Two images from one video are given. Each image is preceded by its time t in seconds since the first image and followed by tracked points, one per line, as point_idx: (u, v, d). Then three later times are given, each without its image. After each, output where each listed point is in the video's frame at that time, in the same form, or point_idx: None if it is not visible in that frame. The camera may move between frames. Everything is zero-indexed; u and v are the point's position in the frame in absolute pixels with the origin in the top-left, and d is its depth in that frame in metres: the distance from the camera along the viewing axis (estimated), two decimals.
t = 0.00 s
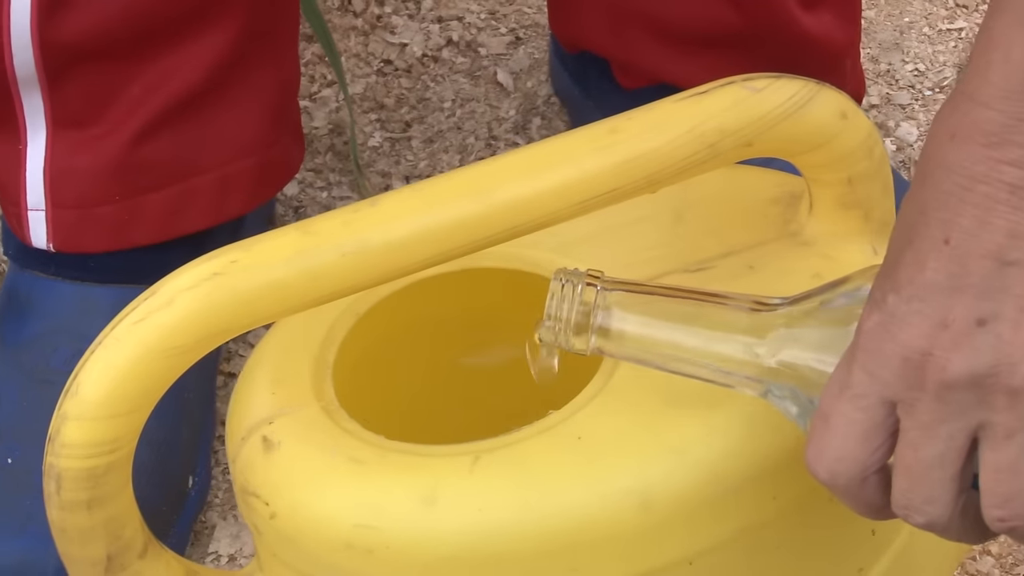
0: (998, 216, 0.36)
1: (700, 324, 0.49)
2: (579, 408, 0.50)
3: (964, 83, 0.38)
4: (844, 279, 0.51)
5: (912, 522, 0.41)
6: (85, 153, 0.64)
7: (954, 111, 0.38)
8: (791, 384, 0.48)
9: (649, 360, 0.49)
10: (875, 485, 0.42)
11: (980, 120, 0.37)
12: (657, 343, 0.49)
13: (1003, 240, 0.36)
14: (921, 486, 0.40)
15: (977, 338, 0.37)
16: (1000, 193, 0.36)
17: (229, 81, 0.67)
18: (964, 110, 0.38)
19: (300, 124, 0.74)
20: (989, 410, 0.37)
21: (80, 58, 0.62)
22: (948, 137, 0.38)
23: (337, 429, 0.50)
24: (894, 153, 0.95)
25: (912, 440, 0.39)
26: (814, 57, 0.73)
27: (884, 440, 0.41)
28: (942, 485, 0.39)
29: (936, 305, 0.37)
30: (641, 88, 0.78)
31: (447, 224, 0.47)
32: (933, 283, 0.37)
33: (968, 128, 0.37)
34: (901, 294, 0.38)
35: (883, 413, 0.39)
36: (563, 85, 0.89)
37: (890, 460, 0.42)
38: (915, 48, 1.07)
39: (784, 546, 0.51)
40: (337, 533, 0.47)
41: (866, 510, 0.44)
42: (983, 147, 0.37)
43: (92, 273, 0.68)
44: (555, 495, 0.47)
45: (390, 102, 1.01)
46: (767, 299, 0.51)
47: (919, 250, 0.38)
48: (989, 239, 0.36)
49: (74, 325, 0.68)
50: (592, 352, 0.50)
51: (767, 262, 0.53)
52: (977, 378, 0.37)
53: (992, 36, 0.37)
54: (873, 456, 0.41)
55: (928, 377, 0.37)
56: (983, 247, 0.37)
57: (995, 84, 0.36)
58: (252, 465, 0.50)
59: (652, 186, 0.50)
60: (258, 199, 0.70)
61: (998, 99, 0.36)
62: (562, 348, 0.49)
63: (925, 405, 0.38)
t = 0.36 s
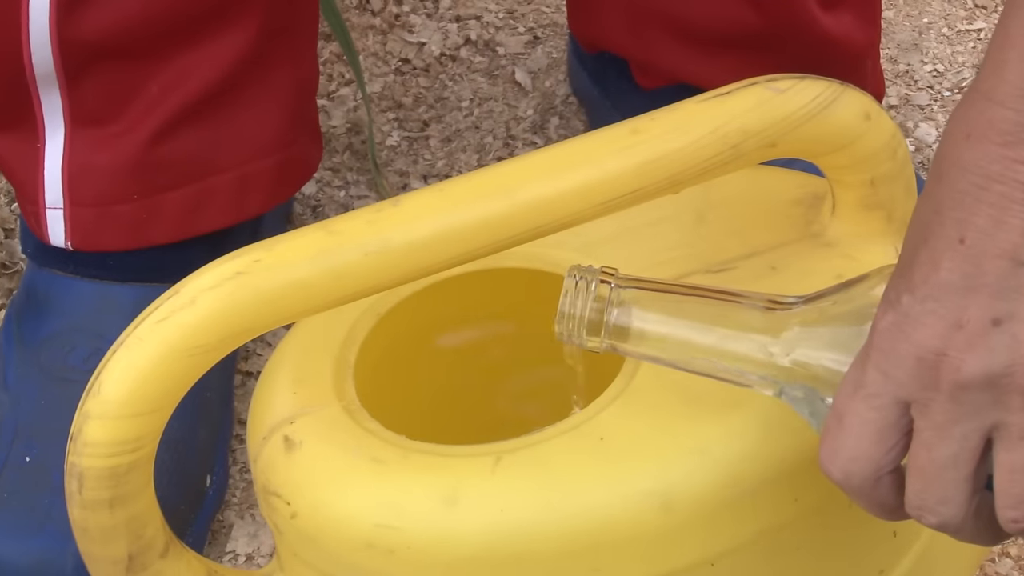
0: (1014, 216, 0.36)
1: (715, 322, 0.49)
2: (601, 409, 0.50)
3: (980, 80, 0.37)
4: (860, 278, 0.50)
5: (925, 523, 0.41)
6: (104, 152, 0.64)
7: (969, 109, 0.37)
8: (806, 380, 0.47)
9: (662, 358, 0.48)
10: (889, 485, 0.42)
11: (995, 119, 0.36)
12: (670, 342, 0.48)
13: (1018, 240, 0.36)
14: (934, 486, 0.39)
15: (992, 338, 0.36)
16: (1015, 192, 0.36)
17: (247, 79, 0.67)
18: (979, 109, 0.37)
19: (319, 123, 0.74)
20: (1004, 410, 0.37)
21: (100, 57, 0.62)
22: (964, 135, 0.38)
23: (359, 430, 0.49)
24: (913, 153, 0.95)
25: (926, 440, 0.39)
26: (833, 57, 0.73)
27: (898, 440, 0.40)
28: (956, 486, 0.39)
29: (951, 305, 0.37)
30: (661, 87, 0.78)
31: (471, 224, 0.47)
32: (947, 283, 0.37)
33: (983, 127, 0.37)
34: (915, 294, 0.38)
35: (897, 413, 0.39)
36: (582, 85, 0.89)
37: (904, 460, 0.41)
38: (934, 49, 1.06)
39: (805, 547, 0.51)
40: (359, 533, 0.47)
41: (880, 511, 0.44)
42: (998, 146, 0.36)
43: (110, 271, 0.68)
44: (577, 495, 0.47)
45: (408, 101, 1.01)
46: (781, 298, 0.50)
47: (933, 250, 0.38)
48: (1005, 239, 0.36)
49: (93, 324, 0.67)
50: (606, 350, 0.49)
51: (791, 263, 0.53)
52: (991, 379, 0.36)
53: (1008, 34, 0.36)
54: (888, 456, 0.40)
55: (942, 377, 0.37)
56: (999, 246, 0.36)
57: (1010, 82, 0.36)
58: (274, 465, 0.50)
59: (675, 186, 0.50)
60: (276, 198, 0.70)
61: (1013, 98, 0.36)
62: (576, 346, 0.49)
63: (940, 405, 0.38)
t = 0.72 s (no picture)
0: (1015, 219, 0.35)
1: (718, 326, 0.49)
2: (609, 411, 0.50)
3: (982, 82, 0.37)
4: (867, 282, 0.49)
5: (928, 526, 0.41)
6: (110, 153, 0.63)
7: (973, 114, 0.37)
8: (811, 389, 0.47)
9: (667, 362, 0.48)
10: (893, 488, 0.42)
11: (997, 122, 0.35)
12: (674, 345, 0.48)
13: (1020, 243, 0.35)
14: (937, 490, 0.39)
15: (993, 342, 0.36)
16: (1016, 195, 0.35)
17: (254, 81, 0.67)
18: (982, 110, 0.36)
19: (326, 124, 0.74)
20: (1006, 414, 0.36)
21: (106, 59, 0.62)
22: (966, 137, 0.37)
23: (367, 432, 0.49)
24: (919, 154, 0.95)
25: (929, 444, 0.38)
26: (840, 58, 0.73)
27: (901, 444, 0.40)
28: (958, 489, 0.39)
29: (952, 308, 0.37)
30: (668, 88, 0.78)
31: (480, 227, 0.47)
32: (948, 286, 0.37)
33: (985, 129, 0.36)
34: (916, 297, 0.38)
35: (899, 416, 0.39)
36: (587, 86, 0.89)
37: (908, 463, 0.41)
38: (940, 49, 1.06)
39: (814, 550, 0.50)
40: (367, 536, 0.47)
41: (884, 514, 0.44)
42: (1000, 149, 0.35)
43: (117, 273, 0.68)
44: (586, 498, 0.47)
45: (413, 102, 1.01)
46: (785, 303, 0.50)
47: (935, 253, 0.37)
48: (1006, 242, 0.35)
49: (99, 326, 0.67)
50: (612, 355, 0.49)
51: (800, 265, 0.53)
52: (993, 382, 0.36)
53: (1011, 37, 0.35)
54: (891, 459, 0.40)
55: (944, 380, 0.37)
56: (1000, 250, 0.35)
57: (1012, 84, 0.35)
58: (282, 468, 0.50)
59: (684, 188, 0.50)
60: (283, 199, 0.70)
61: (1015, 101, 0.35)
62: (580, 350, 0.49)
63: (942, 409, 0.37)
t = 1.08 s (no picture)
0: (1009, 216, 0.36)
1: (707, 316, 0.49)
2: (601, 407, 0.50)
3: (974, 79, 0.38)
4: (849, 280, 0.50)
5: (915, 522, 0.41)
6: (102, 152, 0.63)
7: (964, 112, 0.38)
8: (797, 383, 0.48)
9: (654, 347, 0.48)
10: (878, 485, 0.42)
11: (990, 121, 0.36)
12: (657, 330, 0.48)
13: (1013, 240, 0.36)
14: (924, 486, 0.39)
15: (986, 339, 0.36)
16: (1011, 193, 0.36)
17: (246, 80, 0.67)
18: (974, 109, 0.37)
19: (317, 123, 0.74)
20: (996, 409, 0.37)
21: (97, 57, 0.62)
22: (958, 135, 0.38)
23: (360, 429, 0.50)
24: (910, 150, 0.95)
25: (918, 440, 0.39)
26: (829, 55, 0.73)
27: (889, 440, 0.40)
28: (946, 486, 0.39)
29: (944, 305, 0.37)
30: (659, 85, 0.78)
31: (472, 223, 0.47)
32: (941, 282, 0.37)
33: (978, 127, 0.37)
34: (908, 294, 0.38)
35: (889, 412, 0.39)
36: (578, 83, 0.89)
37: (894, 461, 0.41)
38: (930, 46, 1.07)
39: (805, 545, 0.51)
40: (361, 533, 0.47)
41: (869, 511, 0.44)
42: (993, 147, 0.36)
43: (109, 272, 0.68)
44: (579, 493, 0.47)
45: (405, 100, 1.01)
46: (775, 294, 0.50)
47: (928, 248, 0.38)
48: (999, 240, 0.36)
49: (91, 324, 0.67)
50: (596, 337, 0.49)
51: (791, 260, 0.53)
52: (986, 379, 0.36)
53: (1001, 36, 0.36)
54: (879, 455, 0.40)
55: (936, 377, 0.37)
56: (993, 247, 0.36)
57: (1003, 83, 0.36)
58: (274, 465, 0.50)
59: (674, 185, 0.50)
60: (274, 198, 0.70)
61: (1008, 99, 0.36)
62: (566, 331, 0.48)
63: (933, 405, 0.38)
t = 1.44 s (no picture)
0: (1010, 152, 0.37)
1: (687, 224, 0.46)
2: (597, 413, 0.50)
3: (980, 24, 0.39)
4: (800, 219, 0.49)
5: (868, 454, 0.41)
6: (101, 161, 0.64)
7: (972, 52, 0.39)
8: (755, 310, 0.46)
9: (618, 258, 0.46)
10: (833, 417, 0.42)
11: (995, 61, 0.38)
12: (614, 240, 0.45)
13: (1010, 176, 0.37)
14: (885, 415, 0.39)
15: (977, 271, 0.37)
16: (1013, 130, 0.37)
17: (245, 87, 0.67)
18: (978, 51, 0.38)
19: (314, 130, 0.74)
20: (976, 343, 0.38)
21: (96, 65, 0.62)
22: (961, 73, 0.39)
23: (357, 434, 0.50)
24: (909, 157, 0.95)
25: (887, 369, 0.39)
26: (824, 61, 0.73)
27: (856, 370, 0.40)
28: (906, 417, 0.39)
29: (936, 235, 0.38)
30: (657, 93, 0.79)
31: (468, 228, 0.48)
32: (933, 211, 0.38)
33: (982, 67, 0.38)
34: (898, 222, 0.39)
35: (861, 337, 0.39)
36: (577, 90, 0.89)
37: (852, 393, 0.41)
38: (929, 52, 1.07)
39: (802, 550, 0.50)
40: (357, 538, 0.47)
41: (815, 445, 0.43)
42: (999, 85, 0.38)
43: (110, 279, 0.68)
44: (574, 498, 0.47)
45: (405, 108, 1.01)
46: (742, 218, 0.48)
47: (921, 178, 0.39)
48: (998, 173, 0.37)
49: (91, 332, 0.68)
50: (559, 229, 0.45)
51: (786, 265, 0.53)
52: (970, 311, 0.37)
53: None
54: (843, 383, 0.40)
55: (921, 304, 0.38)
56: (991, 179, 0.37)
57: (1009, 27, 0.37)
58: (272, 471, 0.50)
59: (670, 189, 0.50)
60: (272, 205, 0.71)
61: (1015, 42, 0.37)
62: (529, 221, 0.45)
63: (910, 334, 0.38)
